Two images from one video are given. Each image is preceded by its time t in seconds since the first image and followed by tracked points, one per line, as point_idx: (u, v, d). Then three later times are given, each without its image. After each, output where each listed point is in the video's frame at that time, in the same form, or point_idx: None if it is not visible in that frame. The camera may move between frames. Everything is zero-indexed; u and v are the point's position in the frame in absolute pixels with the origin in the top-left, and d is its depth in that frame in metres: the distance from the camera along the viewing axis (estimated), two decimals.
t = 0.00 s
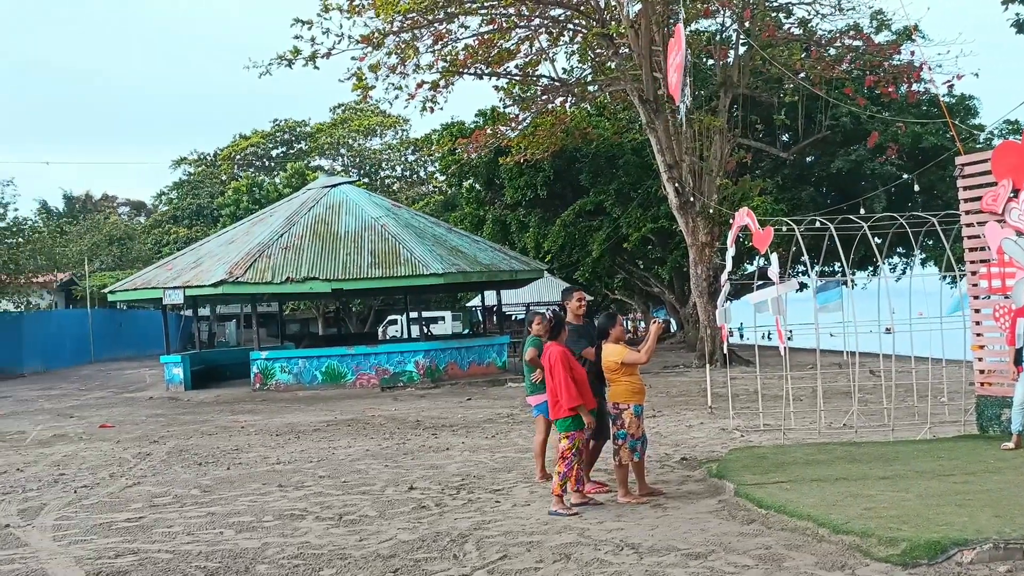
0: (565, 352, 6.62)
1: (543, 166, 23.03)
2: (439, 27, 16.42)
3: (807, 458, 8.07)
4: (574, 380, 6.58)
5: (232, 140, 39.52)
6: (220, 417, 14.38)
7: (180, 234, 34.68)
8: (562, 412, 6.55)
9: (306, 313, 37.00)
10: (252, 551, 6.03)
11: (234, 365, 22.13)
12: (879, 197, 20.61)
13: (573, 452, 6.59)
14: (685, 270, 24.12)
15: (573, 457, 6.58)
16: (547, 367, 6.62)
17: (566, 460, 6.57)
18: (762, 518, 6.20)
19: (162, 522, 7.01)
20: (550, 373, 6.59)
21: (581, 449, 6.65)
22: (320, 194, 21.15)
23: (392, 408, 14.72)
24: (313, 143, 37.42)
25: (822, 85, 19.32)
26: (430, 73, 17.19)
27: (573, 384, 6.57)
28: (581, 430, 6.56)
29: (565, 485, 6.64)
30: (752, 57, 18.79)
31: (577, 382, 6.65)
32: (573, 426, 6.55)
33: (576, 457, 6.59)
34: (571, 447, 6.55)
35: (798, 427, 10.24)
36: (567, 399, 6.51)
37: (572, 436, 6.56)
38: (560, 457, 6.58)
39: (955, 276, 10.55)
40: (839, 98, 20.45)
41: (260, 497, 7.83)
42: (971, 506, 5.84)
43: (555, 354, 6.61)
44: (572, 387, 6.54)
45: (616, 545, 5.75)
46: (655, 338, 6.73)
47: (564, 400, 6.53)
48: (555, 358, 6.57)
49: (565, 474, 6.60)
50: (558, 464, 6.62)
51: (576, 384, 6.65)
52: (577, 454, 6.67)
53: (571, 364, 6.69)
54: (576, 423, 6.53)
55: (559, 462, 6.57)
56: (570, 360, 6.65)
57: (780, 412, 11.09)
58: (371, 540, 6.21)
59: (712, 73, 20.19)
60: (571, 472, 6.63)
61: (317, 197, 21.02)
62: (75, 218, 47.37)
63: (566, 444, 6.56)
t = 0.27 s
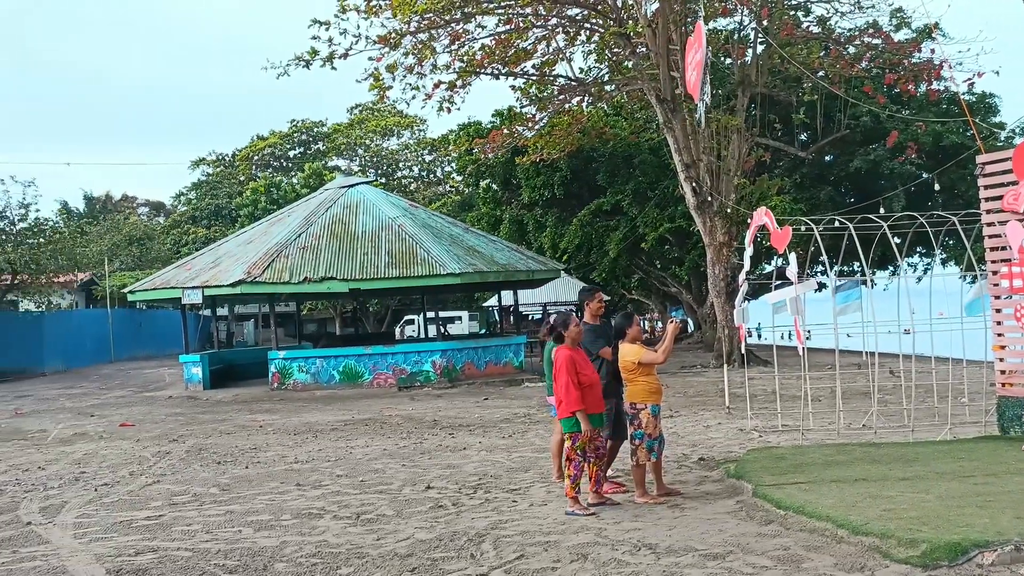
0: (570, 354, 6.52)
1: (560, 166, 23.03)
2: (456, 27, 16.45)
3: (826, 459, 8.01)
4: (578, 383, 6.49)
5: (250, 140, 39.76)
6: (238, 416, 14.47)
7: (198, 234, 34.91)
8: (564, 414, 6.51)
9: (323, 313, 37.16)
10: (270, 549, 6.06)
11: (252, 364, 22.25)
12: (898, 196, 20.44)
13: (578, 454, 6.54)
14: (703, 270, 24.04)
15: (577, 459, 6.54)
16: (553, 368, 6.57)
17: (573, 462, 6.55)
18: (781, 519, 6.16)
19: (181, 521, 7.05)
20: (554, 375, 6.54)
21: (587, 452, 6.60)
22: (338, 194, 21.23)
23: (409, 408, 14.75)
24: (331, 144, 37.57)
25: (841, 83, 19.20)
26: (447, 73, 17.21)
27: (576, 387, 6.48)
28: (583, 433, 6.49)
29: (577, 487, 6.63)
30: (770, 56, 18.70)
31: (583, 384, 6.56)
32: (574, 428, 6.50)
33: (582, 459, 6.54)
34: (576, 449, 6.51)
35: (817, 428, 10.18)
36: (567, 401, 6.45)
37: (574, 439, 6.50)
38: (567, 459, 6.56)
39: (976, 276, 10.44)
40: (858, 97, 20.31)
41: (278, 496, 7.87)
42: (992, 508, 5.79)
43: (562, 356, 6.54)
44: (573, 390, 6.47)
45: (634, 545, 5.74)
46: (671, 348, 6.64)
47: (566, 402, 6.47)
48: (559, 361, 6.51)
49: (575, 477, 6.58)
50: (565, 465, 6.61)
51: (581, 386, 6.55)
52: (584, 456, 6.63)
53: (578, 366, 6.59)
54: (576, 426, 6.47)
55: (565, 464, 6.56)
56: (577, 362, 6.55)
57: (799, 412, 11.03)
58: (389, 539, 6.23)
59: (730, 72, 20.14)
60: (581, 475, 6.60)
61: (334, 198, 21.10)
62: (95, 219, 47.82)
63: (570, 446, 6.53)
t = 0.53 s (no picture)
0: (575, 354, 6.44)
1: (576, 165, 23.01)
2: (472, 27, 16.46)
3: (844, 460, 7.95)
4: (581, 384, 6.41)
5: (268, 141, 39.96)
6: (256, 415, 14.55)
7: (216, 234, 35.10)
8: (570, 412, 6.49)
9: (340, 313, 37.29)
10: (287, 548, 6.09)
11: (270, 364, 22.36)
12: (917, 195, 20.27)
13: (589, 454, 6.50)
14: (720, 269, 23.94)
15: (584, 459, 6.51)
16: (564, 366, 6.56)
17: (582, 462, 6.53)
18: (799, 520, 6.13)
19: (200, 519, 7.10)
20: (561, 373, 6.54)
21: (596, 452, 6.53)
22: (354, 194, 21.30)
23: (425, 407, 14.78)
24: (347, 144, 37.70)
25: (860, 81, 19.06)
26: (463, 73, 17.23)
27: (579, 387, 6.42)
28: (584, 434, 6.42)
29: (592, 487, 6.60)
30: (788, 55, 18.59)
31: (589, 384, 6.46)
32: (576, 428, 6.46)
33: (592, 459, 6.49)
34: (585, 449, 6.48)
35: (836, 428, 10.11)
36: (568, 401, 6.43)
37: (579, 439, 6.48)
38: (578, 458, 6.55)
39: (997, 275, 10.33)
40: (877, 95, 20.17)
41: (295, 495, 7.91)
42: (1012, 509, 5.73)
43: (571, 355, 6.50)
44: (574, 390, 6.41)
45: (651, 546, 5.72)
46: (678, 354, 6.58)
47: (569, 401, 6.46)
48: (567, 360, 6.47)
49: (588, 477, 6.55)
50: (579, 464, 6.60)
51: (586, 386, 6.47)
52: (597, 455, 6.59)
53: (587, 366, 6.50)
54: (577, 426, 6.44)
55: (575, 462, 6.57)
56: (583, 362, 6.47)
57: (817, 413, 10.96)
58: (405, 538, 6.24)
59: (747, 71, 20.07)
60: (594, 475, 6.56)
61: (351, 198, 21.16)
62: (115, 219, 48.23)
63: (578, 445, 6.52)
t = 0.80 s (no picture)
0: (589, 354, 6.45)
1: (592, 165, 23.00)
2: (488, 27, 16.48)
3: (863, 460, 7.89)
4: (595, 384, 6.42)
5: (284, 141, 40.15)
6: (273, 414, 14.63)
7: (234, 234, 35.31)
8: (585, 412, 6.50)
9: (357, 313, 37.42)
10: (305, 547, 6.12)
11: (287, 363, 22.47)
12: (937, 194, 20.10)
13: (605, 453, 6.50)
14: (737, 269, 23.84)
15: (599, 459, 6.51)
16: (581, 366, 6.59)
17: (597, 461, 6.52)
18: (817, 521, 6.09)
19: (218, 517, 7.15)
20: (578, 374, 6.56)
21: (612, 452, 6.52)
22: (371, 194, 21.37)
23: (441, 407, 14.79)
24: (364, 144, 37.83)
25: (878, 80, 18.93)
26: (479, 73, 17.25)
27: (593, 387, 6.42)
28: (598, 435, 6.41)
29: (609, 487, 6.59)
30: (806, 53, 18.48)
31: (604, 385, 6.45)
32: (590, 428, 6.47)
33: (608, 459, 6.49)
34: (600, 449, 6.47)
35: (855, 429, 10.05)
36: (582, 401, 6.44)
37: (593, 438, 6.48)
38: (593, 458, 6.55)
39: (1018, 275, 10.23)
40: (896, 94, 20.03)
41: (313, 493, 7.96)
42: None
43: (587, 354, 6.52)
44: (589, 390, 6.42)
45: (667, 546, 5.70)
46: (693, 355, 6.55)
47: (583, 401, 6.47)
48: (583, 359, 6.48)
49: (604, 477, 6.54)
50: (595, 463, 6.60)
51: (601, 386, 6.46)
52: (613, 455, 6.57)
53: (602, 366, 6.50)
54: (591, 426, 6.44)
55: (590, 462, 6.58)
56: (599, 362, 6.47)
57: (835, 414, 10.89)
58: (422, 537, 6.25)
59: (764, 70, 20.00)
60: (610, 475, 6.54)
61: (368, 198, 21.23)
62: (133, 220, 48.62)
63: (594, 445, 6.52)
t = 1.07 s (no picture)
0: (607, 355, 6.42)
1: (608, 165, 22.97)
2: (504, 27, 16.50)
3: (882, 461, 7.84)
4: (613, 384, 6.38)
5: (301, 142, 40.33)
6: (290, 414, 14.70)
7: (251, 234, 35.50)
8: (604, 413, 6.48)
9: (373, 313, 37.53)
10: (322, 546, 6.15)
11: (303, 363, 22.57)
12: (956, 194, 19.94)
13: (620, 454, 6.49)
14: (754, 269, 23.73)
15: (616, 459, 6.49)
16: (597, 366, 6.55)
17: (613, 462, 6.51)
18: (835, 522, 6.06)
19: (236, 516, 7.19)
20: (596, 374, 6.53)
21: (628, 452, 6.52)
22: (387, 194, 21.43)
23: (457, 407, 14.81)
24: (380, 144, 37.94)
25: (897, 79, 18.81)
26: (495, 73, 17.27)
27: (611, 387, 6.39)
28: (615, 436, 6.40)
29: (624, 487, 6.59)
30: (823, 52, 18.38)
31: (621, 386, 6.43)
32: (609, 428, 6.44)
33: (623, 460, 6.48)
34: (616, 449, 6.46)
35: (873, 430, 9.98)
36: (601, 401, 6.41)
37: (611, 439, 6.45)
38: (609, 458, 6.53)
39: None
40: (915, 93, 19.89)
41: (330, 493, 7.99)
42: None
43: (603, 354, 6.48)
44: (606, 391, 6.39)
45: (684, 547, 5.69)
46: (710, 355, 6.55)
47: (602, 401, 6.44)
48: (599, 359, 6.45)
49: (619, 477, 6.53)
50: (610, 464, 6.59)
51: (618, 387, 6.43)
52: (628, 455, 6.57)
53: (619, 366, 6.47)
54: (610, 427, 6.42)
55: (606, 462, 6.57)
56: (616, 362, 6.44)
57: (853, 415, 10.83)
58: (438, 537, 6.27)
59: (782, 68, 19.93)
60: (625, 475, 6.54)
61: (384, 198, 21.29)
62: (151, 220, 48.99)
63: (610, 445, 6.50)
